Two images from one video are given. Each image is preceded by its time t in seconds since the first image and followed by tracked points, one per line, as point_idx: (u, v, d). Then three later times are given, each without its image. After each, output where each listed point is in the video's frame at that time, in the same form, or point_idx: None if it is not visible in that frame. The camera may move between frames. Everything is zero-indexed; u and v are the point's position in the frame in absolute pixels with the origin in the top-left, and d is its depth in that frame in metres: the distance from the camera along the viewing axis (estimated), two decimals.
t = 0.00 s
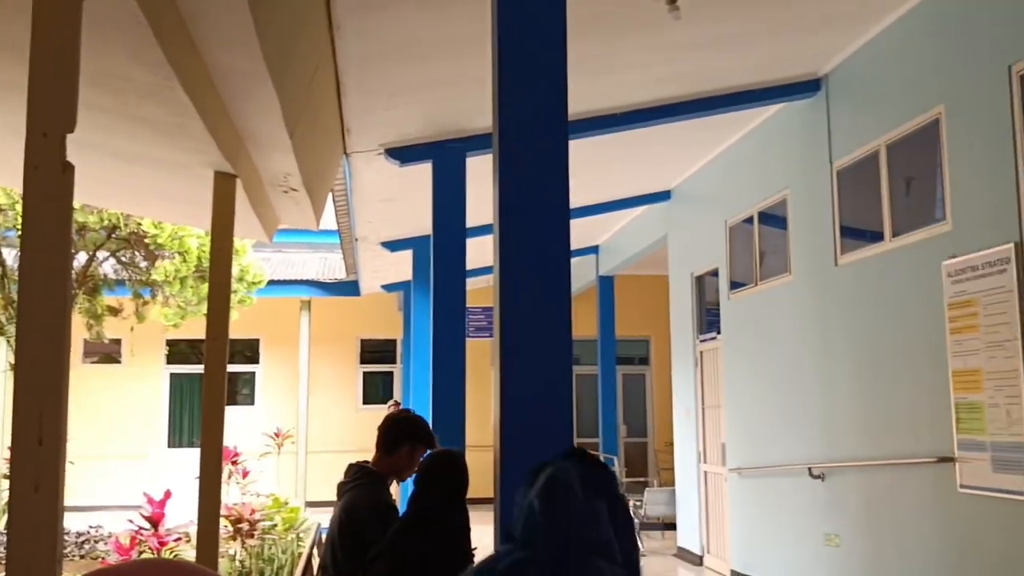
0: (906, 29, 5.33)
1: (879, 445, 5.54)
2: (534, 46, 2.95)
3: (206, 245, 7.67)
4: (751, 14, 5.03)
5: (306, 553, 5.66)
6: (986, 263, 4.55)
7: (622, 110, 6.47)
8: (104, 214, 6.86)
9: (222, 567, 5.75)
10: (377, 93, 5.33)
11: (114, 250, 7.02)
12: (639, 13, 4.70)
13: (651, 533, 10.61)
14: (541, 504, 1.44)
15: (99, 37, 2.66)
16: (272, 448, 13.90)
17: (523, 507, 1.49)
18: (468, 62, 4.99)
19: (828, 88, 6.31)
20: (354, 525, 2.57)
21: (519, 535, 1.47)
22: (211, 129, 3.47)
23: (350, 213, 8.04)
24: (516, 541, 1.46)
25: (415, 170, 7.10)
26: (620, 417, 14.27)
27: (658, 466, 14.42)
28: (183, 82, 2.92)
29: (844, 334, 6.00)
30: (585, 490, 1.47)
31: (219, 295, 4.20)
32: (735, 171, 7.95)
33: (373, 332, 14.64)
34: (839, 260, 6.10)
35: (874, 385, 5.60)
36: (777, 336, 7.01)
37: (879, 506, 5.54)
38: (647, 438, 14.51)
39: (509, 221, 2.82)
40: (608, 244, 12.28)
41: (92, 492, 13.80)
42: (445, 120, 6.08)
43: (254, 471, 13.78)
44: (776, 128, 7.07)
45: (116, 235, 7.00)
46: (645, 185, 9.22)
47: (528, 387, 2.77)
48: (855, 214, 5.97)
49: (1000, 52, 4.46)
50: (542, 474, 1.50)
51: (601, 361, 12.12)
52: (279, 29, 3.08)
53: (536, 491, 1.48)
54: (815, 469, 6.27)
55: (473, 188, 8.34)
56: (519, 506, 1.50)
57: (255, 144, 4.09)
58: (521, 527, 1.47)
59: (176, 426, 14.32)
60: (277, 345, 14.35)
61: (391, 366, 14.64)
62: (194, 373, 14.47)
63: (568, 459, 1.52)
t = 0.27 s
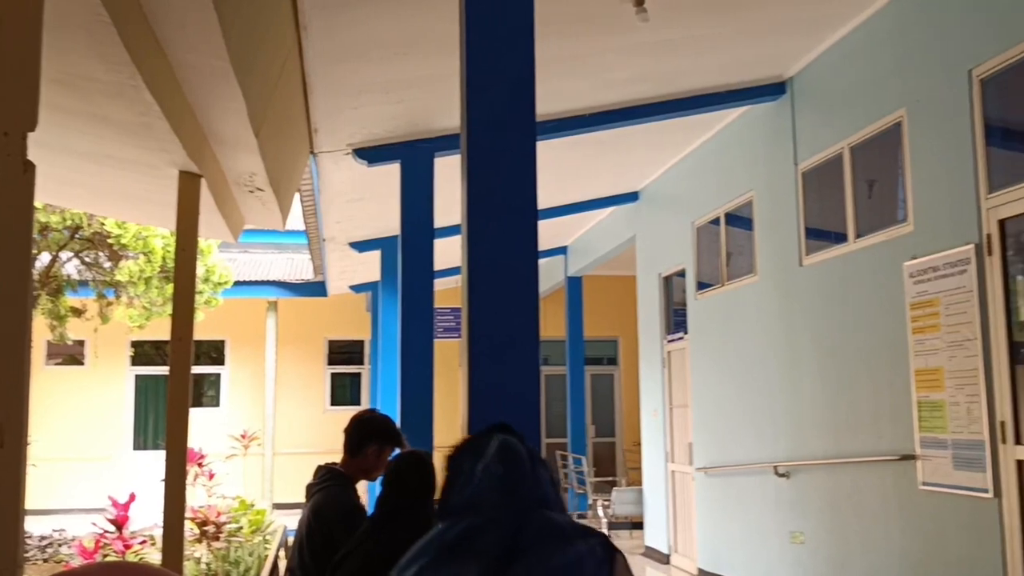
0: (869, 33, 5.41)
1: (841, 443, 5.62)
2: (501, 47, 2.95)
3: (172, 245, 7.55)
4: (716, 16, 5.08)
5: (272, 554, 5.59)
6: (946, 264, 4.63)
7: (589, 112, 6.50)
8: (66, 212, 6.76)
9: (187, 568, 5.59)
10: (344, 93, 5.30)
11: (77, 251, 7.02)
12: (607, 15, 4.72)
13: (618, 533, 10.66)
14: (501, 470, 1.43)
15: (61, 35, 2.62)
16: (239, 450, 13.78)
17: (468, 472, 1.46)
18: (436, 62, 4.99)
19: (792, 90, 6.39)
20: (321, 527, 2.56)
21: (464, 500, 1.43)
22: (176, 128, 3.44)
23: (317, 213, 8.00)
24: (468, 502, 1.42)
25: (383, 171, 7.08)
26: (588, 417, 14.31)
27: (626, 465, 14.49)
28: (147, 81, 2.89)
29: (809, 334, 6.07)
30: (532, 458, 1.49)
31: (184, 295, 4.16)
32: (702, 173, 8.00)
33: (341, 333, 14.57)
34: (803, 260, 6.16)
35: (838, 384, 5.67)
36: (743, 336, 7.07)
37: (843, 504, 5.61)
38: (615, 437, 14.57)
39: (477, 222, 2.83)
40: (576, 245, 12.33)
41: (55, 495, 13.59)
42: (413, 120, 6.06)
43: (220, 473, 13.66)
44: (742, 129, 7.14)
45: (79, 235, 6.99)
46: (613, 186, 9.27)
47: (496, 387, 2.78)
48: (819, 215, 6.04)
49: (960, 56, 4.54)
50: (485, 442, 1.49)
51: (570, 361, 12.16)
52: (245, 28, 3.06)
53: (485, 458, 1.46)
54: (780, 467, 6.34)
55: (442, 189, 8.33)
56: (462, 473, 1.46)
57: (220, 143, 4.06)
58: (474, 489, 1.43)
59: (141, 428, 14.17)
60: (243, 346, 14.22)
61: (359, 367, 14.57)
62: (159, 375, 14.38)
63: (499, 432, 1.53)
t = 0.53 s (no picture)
0: (833, 37, 5.48)
1: (807, 443, 5.69)
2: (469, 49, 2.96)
3: (136, 246, 7.50)
4: (683, 19, 5.12)
5: (240, 558, 5.58)
6: (908, 266, 4.69)
7: (558, 114, 6.52)
8: (28, 214, 6.66)
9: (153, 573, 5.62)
10: (311, 92, 5.28)
11: (40, 252, 6.88)
12: (574, 17, 4.74)
13: (587, 533, 10.69)
14: (435, 444, 1.41)
15: (22, 32, 2.58)
16: (205, 453, 13.65)
17: (397, 452, 1.42)
18: (404, 62, 4.98)
19: (758, 93, 6.45)
20: (287, 530, 2.55)
21: (400, 481, 1.39)
22: (140, 127, 3.40)
23: (284, 213, 7.94)
24: (410, 482, 1.39)
25: (351, 171, 7.05)
26: (557, 418, 14.34)
27: (594, 466, 14.53)
28: (110, 80, 2.86)
29: (774, 335, 6.14)
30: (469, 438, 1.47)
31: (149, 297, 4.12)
32: (670, 174, 8.05)
33: (308, 335, 14.48)
34: (769, 262, 6.22)
35: (803, 384, 5.74)
36: (710, 336, 7.13)
37: (808, 503, 5.67)
38: (584, 438, 14.61)
39: (447, 226, 2.85)
40: (545, 246, 12.35)
41: (17, 500, 13.37)
42: (381, 120, 6.04)
43: (185, 476, 13.52)
44: (709, 131, 7.19)
45: (42, 236, 6.84)
46: (581, 187, 9.30)
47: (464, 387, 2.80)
48: (784, 217, 6.10)
49: (921, 60, 4.61)
50: (404, 423, 1.45)
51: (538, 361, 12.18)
52: (210, 27, 3.03)
53: (410, 436, 1.44)
54: (746, 467, 6.40)
55: (410, 189, 8.31)
56: (391, 456, 1.42)
57: (186, 143, 4.02)
58: (411, 468, 1.40)
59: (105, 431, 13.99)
60: (209, 348, 14.08)
61: (326, 369, 14.48)
62: (124, 377, 14.18)
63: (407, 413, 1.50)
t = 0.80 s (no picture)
0: (797, 42, 5.55)
1: (772, 443, 5.75)
2: (438, 53, 3.01)
3: (101, 247, 7.37)
4: (650, 22, 5.16)
5: (205, 563, 5.51)
6: (870, 268, 4.76)
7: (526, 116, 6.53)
8: None
9: None
10: (278, 93, 5.24)
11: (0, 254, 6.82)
12: (542, 18, 4.77)
13: (555, 535, 10.70)
14: (375, 437, 1.47)
15: None
16: (169, 457, 13.49)
17: (337, 445, 1.45)
18: (372, 63, 4.96)
19: (725, 96, 6.51)
20: (255, 534, 2.53)
21: (345, 473, 1.42)
22: (103, 127, 3.37)
23: (251, 215, 7.87)
24: (361, 474, 1.42)
25: (318, 173, 7.01)
26: (526, 420, 14.35)
27: (563, 467, 14.55)
28: (73, 79, 2.83)
29: (740, 337, 6.20)
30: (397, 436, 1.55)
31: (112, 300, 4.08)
32: (638, 177, 8.09)
33: (275, 337, 14.37)
34: (735, 264, 6.27)
35: (768, 385, 5.81)
36: (677, 338, 7.18)
37: (774, 503, 5.73)
38: (552, 440, 14.62)
39: (414, 226, 2.90)
40: (513, 248, 12.36)
41: None
42: (348, 121, 6.02)
43: (149, 481, 13.35)
44: (676, 135, 7.25)
45: (3, 237, 6.77)
46: (550, 189, 9.32)
47: (432, 386, 2.85)
48: (750, 220, 6.16)
49: (884, 65, 4.68)
50: (332, 419, 1.49)
51: (507, 363, 12.18)
52: (175, 26, 3.02)
53: (341, 430, 1.47)
54: (712, 467, 6.45)
55: (378, 191, 8.27)
56: (330, 450, 1.44)
57: (150, 143, 3.98)
58: (358, 460, 1.43)
59: (68, 435, 13.79)
60: (173, 350, 13.93)
61: (293, 372, 14.38)
62: (87, 380, 14.01)
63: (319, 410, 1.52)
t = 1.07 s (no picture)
0: (754, 47, 5.63)
1: (731, 443, 5.81)
2: (398, 55, 3.02)
3: (55, 249, 7.45)
4: (610, 24, 5.20)
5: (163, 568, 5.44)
6: (826, 269, 4.83)
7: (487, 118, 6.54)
8: None
9: None
10: (236, 92, 5.21)
11: None
12: (501, 19, 4.78)
13: (516, 536, 10.71)
14: (319, 430, 1.34)
15: None
16: (126, 461, 13.29)
17: (279, 442, 1.31)
18: (331, 64, 4.94)
19: (684, 100, 6.57)
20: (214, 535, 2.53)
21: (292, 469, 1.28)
22: (56, 126, 3.32)
23: (209, 215, 7.79)
24: (309, 474, 1.29)
25: (277, 173, 6.96)
26: (487, 421, 14.34)
27: (524, 469, 14.57)
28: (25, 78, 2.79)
29: (699, 338, 6.26)
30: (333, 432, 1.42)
31: (66, 301, 4.01)
32: (598, 179, 8.13)
33: (234, 340, 14.22)
34: (694, 266, 6.33)
35: (726, 385, 5.87)
36: (637, 339, 7.23)
37: (732, 502, 5.80)
38: (513, 441, 14.63)
39: (372, 225, 2.91)
40: (475, 250, 12.36)
41: None
42: (308, 121, 5.98)
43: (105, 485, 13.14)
44: (636, 137, 7.30)
45: None
46: (511, 190, 9.34)
47: (392, 388, 2.87)
48: (708, 222, 6.22)
49: (839, 70, 4.77)
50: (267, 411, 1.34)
51: (468, 364, 12.20)
52: (131, 25, 2.99)
53: (281, 423, 1.33)
54: (672, 467, 6.51)
55: (338, 192, 8.23)
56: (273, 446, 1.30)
57: (106, 143, 3.93)
58: (305, 459, 1.30)
59: (22, 440, 13.53)
60: (130, 353, 13.72)
61: (252, 374, 14.23)
62: (41, 385, 13.68)
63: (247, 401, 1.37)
